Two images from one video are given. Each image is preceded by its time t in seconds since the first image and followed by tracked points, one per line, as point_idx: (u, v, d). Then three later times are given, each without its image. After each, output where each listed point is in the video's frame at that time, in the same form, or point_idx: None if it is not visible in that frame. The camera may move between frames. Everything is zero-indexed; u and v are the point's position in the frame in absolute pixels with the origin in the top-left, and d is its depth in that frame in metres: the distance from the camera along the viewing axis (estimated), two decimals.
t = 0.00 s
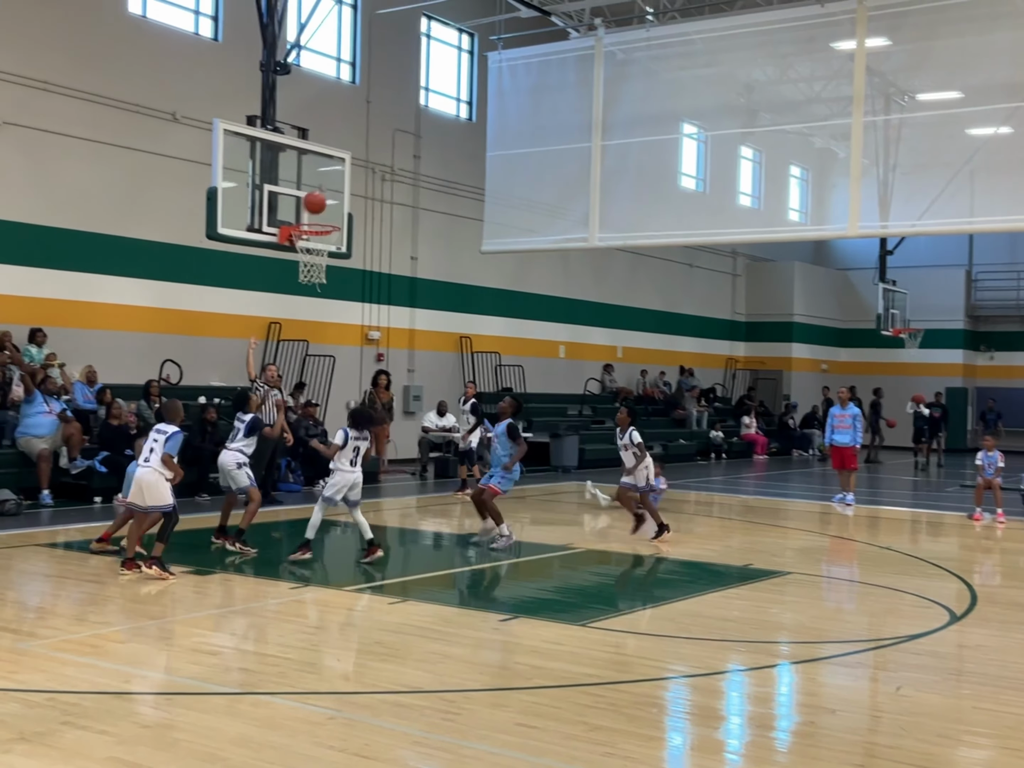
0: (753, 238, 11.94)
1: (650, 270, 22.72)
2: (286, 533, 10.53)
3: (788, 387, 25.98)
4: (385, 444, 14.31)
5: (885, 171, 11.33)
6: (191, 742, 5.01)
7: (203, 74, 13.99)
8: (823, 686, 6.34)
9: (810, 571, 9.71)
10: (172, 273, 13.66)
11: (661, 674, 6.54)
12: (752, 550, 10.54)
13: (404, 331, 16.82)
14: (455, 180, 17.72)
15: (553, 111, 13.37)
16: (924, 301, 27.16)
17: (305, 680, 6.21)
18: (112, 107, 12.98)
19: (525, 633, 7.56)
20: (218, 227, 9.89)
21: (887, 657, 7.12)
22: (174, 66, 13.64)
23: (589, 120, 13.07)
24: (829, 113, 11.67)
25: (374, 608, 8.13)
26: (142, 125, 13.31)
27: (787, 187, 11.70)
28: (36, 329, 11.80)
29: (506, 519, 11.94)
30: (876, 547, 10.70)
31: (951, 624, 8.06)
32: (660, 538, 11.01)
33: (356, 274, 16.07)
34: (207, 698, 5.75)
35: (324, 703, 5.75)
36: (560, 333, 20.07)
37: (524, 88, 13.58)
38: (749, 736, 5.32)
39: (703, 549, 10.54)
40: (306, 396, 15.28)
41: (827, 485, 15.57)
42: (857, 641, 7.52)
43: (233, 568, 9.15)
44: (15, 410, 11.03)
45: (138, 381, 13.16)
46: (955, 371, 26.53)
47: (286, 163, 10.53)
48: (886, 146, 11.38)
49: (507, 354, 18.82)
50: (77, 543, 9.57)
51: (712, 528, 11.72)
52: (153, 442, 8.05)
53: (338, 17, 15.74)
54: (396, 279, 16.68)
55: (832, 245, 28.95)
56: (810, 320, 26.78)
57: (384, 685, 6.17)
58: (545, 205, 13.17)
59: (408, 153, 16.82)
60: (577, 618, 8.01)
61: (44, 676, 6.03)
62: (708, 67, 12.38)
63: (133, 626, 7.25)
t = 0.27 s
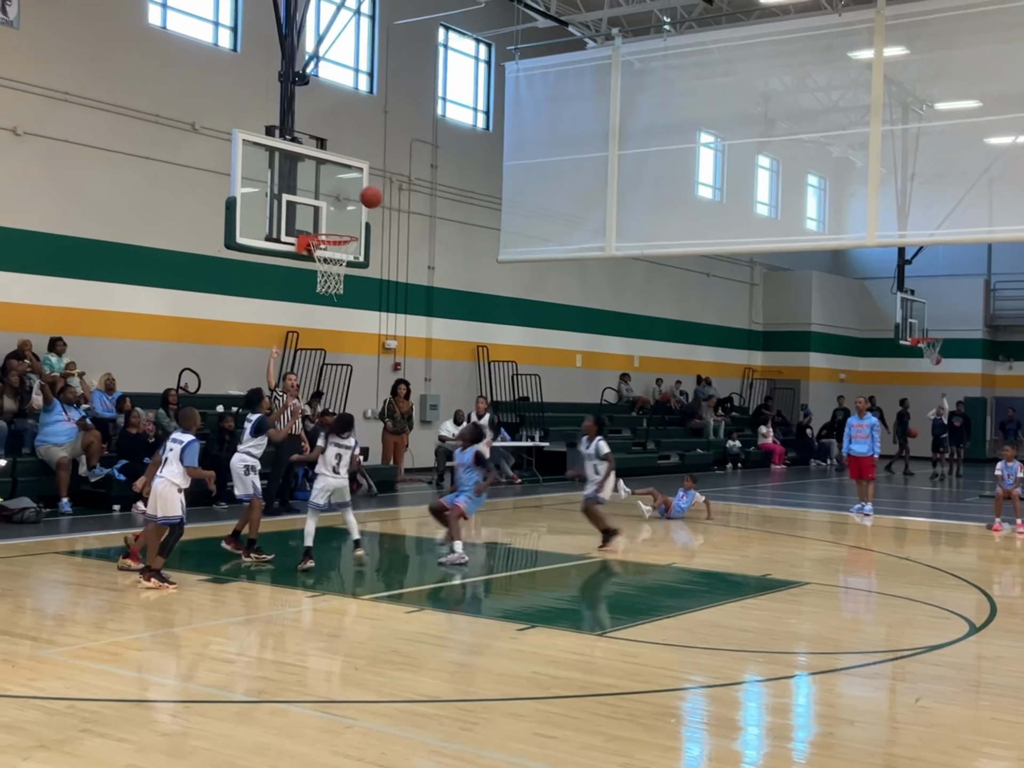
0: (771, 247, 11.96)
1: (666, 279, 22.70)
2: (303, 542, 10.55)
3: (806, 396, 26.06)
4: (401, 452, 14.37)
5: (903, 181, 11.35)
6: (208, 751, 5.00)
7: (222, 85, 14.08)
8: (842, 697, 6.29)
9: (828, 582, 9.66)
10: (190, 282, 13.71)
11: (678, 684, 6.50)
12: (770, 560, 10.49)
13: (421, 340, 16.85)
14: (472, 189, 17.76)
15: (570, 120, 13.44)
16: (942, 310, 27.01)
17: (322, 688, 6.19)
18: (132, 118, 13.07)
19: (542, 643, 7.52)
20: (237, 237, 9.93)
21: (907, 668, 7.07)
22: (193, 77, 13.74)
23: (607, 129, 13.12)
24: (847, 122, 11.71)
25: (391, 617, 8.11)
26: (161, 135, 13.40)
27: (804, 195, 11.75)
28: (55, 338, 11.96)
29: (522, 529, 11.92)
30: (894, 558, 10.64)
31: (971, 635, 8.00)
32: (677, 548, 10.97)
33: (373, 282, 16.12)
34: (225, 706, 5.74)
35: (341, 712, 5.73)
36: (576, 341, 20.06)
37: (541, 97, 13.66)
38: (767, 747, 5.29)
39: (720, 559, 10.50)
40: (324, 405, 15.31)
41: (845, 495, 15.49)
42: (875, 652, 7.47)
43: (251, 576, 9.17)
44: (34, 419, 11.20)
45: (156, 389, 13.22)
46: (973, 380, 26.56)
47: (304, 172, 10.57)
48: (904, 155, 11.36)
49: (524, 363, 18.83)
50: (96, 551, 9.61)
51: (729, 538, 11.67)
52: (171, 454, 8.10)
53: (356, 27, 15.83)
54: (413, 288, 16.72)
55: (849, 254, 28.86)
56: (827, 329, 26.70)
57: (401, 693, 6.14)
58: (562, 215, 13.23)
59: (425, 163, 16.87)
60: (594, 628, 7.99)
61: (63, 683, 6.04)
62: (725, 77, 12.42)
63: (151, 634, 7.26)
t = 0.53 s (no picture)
0: (778, 255, 12.03)
1: (673, 287, 22.71)
2: (308, 550, 10.55)
3: (812, 404, 25.99)
4: (410, 459, 14.37)
5: (909, 189, 11.36)
6: (212, 759, 4.98)
7: (229, 93, 14.13)
8: (848, 705, 6.26)
9: (834, 590, 9.64)
10: (196, 289, 13.73)
11: (683, 693, 6.47)
12: (776, 568, 10.47)
13: (428, 348, 16.87)
14: (479, 197, 17.80)
15: (577, 129, 13.49)
16: (949, 318, 26.96)
17: (327, 696, 6.16)
18: (140, 126, 13.12)
19: (547, 651, 7.49)
20: (244, 244, 9.96)
21: (913, 676, 7.04)
22: (201, 86, 13.79)
23: (613, 138, 13.17)
24: (853, 131, 11.76)
25: (395, 624, 8.09)
26: (169, 143, 13.44)
27: (810, 203, 11.80)
28: (62, 345, 11.94)
29: (528, 536, 11.91)
30: (901, 566, 10.61)
31: (977, 644, 7.97)
32: (683, 557, 10.95)
33: (379, 289, 16.15)
34: (229, 713, 5.72)
35: (346, 720, 5.70)
36: (584, 349, 20.07)
37: (548, 105, 13.74)
38: (772, 756, 5.26)
39: (726, 567, 10.48)
40: (330, 412, 15.33)
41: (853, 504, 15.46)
42: (882, 661, 7.44)
43: (257, 584, 9.16)
44: (39, 425, 11.15)
45: (162, 396, 13.24)
46: (980, 388, 26.52)
47: (311, 180, 10.59)
48: (910, 164, 11.39)
49: (530, 370, 18.84)
50: (102, 559, 9.62)
51: (735, 545, 11.65)
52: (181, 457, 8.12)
53: (363, 35, 15.87)
54: (420, 296, 16.75)
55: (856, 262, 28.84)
56: (834, 337, 26.70)
57: (405, 700, 6.11)
58: (568, 222, 13.31)
59: (432, 171, 16.90)
60: (600, 635, 7.97)
61: (67, 690, 6.03)
62: (732, 85, 12.48)
63: (156, 641, 7.25)
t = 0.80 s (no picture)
0: (789, 262, 11.95)
1: (682, 292, 22.71)
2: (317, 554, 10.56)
3: (821, 409, 25.99)
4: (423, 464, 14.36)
5: (918, 195, 11.38)
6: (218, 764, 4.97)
7: (239, 99, 14.18)
8: (857, 712, 6.23)
9: (843, 596, 9.62)
10: (205, 293, 13.75)
11: (692, 699, 6.44)
12: (786, 574, 10.44)
13: (437, 353, 16.88)
14: (488, 202, 17.82)
15: (587, 134, 13.52)
16: (959, 324, 26.89)
17: (335, 701, 6.13)
18: (151, 131, 13.17)
19: (556, 656, 7.47)
20: (253, 249, 9.98)
21: (923, 683, 7.00)
22: (211, 91, 13.84)
23: (623, 144, 13.20)
24: (862, 136, 11.77)
25: (404, 630, 8.07)
26: (179, 148, 13.48)
27: (820, 209, 11.80)
28: (71, 350, 12.07)
29: (537, 542, 11.91)
30: (911, 572, 10.58)
31: (988, 651, 7.93)
32: (692, 562, 10.93)
33: (388, 294, 16.16)
34: (237, 719, 5.71)
35: (353, 725, 5.67)
36: (593, 354, 20.07)
37: (557, 111, 13.78)
38: (782, 764, 5.24)
39: (735, 573, 10.46)
40: (339, 417, 15.36)
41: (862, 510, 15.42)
42: (891, 667, 7.41)
43: (265, 588, 9.17)
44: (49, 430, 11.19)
45: (171, 400, 13.26)
46: (990, 394, 26.44)
47: (320, 185, 10.63)
48: (919, 168, 11.39)
49: (539, 376, 18.83)
50: (111, 564, 9.64)
51: (744, 551, 11.63)
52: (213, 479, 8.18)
53: (373, 41, 15.90)
54: (430, 301, 16.76)
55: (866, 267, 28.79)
56: (843, 343, 26.66)
57: (413, 706, 6.09)
58: (578, 228, 13.34)
59: (441, 176, 16.93)
60: (609, 641, 7.94)
61: (75, 695, 6.03)
62: (742, 91, 12.50)
63: (164, 646, 7.25)
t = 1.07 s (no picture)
0: (798, 265, 12.03)
1: (691, 295, 22.69)
2: (328, 557, 10.61)
3: (830, 413, 25.95)
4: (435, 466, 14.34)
5: (927, 198, 11.38)
6: None
7: (249, 102, 14.21)
8: (866, 717, 6.21)
9: (853, 600, 9.60)
10: (214, 296, 13.77)
11: (700, 703, 6.42)
12: (795, 578, 10.42)
13: (446, 356, 16.89)
14: (497, 205, 17.83)
15: (597, 138, 13.53)
16: (968, 327, 26.82)
17: (343, 705, 6.13)
18: (161, 134, 13.20)
19: (565, 660, 7.45)
20: (262, 252, 10.00)
21: (933, 688, 6.98)
22: (221, 94, 13.87)
23: (632, 147, 13.21)
24: (871, 140, 11.78)
25: (412, 633, 8.06)
26: (188, 152, 13.51)
27: (828, 213, 11.80)
28: (81, 353, 12.07)
29: (546, 545, 11.90)
30: (921, 577, 10.55)
31: (998, 656, 7.90)
32: (701, 566, 10.91)
33: (398, 297, 16.17)
34: (246, 721, 5.71)
35: (361, 729, 5.66)
36: (602, 357, 20.06)
37: (567, 115, 13.79)
38: None
39: (744, 577, 10.44)
40: (348, 420, 15.37)
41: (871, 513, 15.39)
42: (901, 671, 7.39)
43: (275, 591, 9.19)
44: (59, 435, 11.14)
45: (180, 403, 13.28)
46: (1000, 397, 26.35)
47: (329, 188, 10.66)
48: (928, 171, 11.38)
49: (548, 378, 18.83)
50: (120, 566, 9.66)
51: (753, 555, 11.62)
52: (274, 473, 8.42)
53: (383, 43, 15.91)
54: (438, 304, 16.77)
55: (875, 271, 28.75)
56: (852, 346, 26.62)
57: (421, 710, 6.08)
58: (588, 232, 13.35)
59: (450, 179, 16.94)
60: (617, 644, 7.93)
61: (86, 697, 6.04)
62: (752, 94, 12.50)
63: (174, 649, 7.24)
